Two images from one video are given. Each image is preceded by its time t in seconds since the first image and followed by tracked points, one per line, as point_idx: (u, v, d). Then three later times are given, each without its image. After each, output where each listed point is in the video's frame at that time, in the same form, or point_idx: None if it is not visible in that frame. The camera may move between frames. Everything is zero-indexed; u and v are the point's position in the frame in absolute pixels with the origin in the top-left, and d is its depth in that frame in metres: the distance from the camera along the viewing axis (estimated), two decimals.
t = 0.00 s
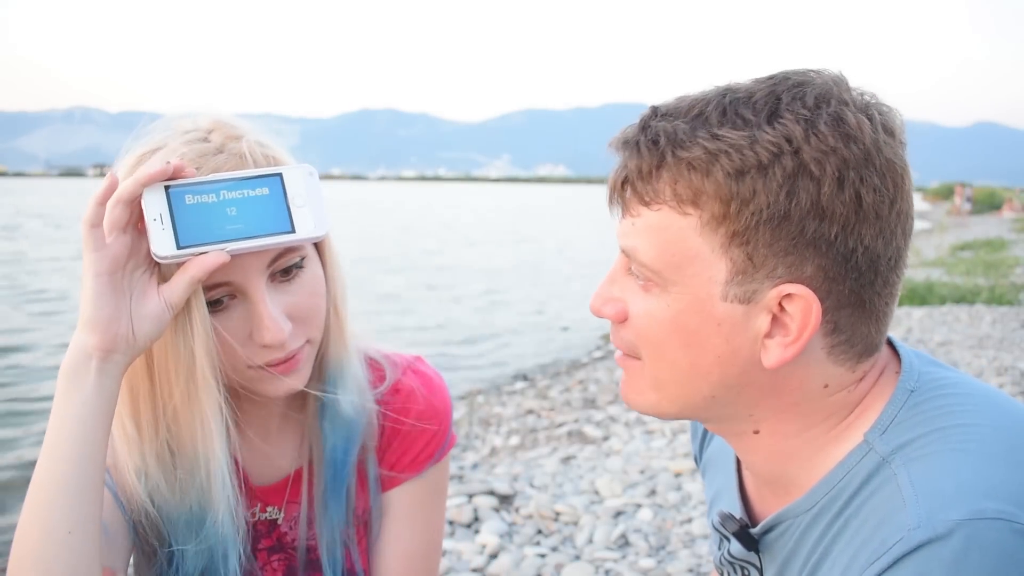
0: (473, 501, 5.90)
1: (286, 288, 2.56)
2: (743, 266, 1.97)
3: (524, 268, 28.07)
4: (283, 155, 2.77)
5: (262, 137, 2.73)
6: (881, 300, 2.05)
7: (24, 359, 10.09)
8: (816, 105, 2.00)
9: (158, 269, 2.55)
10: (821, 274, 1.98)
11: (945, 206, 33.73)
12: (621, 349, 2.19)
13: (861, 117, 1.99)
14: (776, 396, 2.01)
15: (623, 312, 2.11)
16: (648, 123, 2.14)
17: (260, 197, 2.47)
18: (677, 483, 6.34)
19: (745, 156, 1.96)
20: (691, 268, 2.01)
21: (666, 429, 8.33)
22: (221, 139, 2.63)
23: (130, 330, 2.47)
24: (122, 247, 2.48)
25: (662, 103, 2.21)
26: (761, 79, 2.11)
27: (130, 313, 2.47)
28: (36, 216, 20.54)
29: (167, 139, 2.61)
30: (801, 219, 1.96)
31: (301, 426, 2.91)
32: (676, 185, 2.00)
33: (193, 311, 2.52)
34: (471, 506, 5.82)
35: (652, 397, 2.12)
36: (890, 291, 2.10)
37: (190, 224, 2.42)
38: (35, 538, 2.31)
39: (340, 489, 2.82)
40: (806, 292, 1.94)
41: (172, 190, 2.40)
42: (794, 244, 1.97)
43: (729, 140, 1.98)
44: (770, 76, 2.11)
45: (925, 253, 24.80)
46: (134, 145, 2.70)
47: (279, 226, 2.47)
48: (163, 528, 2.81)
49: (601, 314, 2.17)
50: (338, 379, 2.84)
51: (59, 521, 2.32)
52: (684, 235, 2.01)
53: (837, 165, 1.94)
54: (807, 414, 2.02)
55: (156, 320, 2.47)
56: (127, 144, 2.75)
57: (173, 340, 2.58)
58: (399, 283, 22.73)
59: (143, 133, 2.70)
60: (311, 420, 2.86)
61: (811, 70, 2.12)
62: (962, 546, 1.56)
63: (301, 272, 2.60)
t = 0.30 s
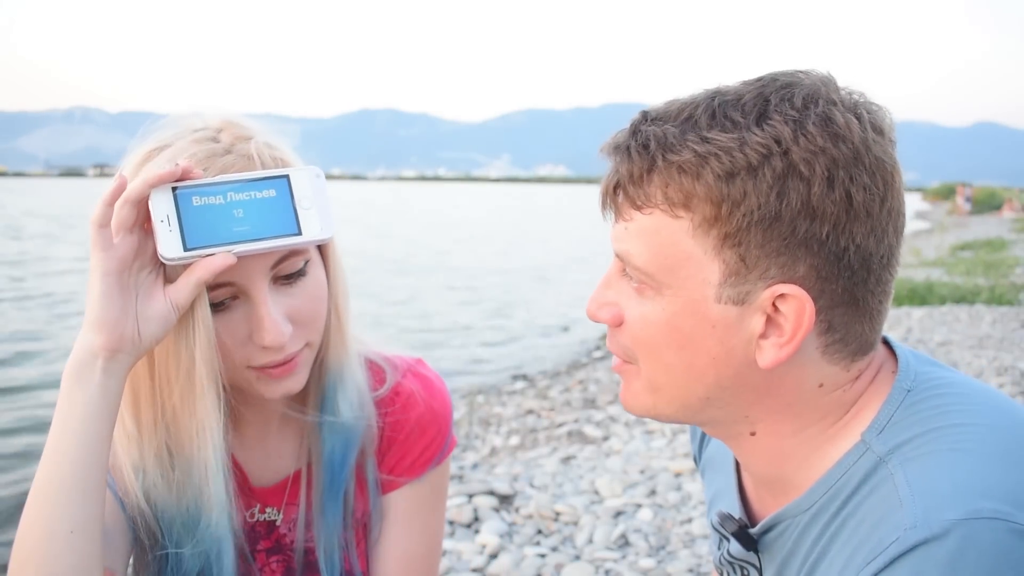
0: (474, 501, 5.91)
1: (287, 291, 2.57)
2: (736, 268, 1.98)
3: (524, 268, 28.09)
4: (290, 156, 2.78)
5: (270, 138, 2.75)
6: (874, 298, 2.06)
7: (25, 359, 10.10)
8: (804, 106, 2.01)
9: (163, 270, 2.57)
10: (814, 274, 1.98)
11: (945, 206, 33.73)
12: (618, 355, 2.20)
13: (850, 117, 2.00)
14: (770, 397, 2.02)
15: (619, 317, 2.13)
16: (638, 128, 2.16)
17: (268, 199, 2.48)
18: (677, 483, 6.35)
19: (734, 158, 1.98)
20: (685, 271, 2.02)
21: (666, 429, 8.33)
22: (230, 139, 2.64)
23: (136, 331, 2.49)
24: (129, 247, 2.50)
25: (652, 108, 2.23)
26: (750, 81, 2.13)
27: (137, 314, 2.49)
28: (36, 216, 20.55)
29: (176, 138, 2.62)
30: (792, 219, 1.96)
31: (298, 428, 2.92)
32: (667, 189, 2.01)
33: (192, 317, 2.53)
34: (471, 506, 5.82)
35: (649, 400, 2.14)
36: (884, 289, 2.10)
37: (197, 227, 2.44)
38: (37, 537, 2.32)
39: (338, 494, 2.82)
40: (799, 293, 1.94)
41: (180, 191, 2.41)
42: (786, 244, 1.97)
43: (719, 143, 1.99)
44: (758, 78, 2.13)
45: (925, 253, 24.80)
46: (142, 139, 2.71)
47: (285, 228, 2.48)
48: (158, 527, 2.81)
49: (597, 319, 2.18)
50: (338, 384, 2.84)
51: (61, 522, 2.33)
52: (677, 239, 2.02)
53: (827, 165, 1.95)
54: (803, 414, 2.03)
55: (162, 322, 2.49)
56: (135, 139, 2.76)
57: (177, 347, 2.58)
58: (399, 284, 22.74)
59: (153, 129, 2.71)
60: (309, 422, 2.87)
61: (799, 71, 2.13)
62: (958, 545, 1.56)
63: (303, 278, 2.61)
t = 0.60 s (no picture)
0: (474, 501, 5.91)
1: (286, 291, 2.57)
2: (735, 266, 1.98)
3: (524, 268, 28.09)
4: (293, 156, 2.77)
5: (274, 137, 2.75)
6: (873, 296, 2.06)
7: (25, 359, 10.12)
8: (802, 106, 2.02)
9: (160, 268, 2.57)
10: (813, 272, 1.99)
11: (945, 207, 33.74)
12: (616, 353, 2.20)
13: (847, 116, 2.01)
14: (770, 395, 2.02)
15: (618, 316, 2.13)
16: (637, 128, 2.16)
17: (263, 197, 2.48)
18: (677, 483, 6.35)
19: (732, 158, 1.99)
20: (684, 269, 2.02)
21: (666, 429, 8.34)
22: (232, 138, 2.64)
23: (133, 329, 2.50)
24: (126, 246, 2.51)
25: (651, 108, 2.23)
26: (747, 81, 2.14)
27: (134, 312, 2.50)
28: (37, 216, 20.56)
29: (178, 136, 2.63)
30: (790, 218, 1.97)
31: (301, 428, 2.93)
32: (666, 188, 2.02)
33: (192, 317, 2.54)
34: (471, 506, 5.83)
35: (648, 401, 2.13)
36: (882, 288, 2.11)
37: (193, 226, 2.44)
38: (37, 535, 2.32)
39: (339, 497, 2.82)
40: (798, 291, 1.95)
41: (175, 190, 2.42)
42: (784, 242, 1.98)
43: (717, 143, 2.00)
44: (756, 78, 2.14)
45: (925, 253, 24.80)
46: (147, 135, 2.72)
47: (282, 226, 2.48)
48: (157, 521, 2.83)
49: (596, 317, 2.18)
50: (339, 387, 2.83)
51: (60, 520, 2.33)
52: (677, 236, 2.03)
53: (824, 164, 1.96)
54: (802, 414, 2.03)
55: (159, 319, 2.49)
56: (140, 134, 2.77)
57: (176, 346, 2.60)
58: (399, 284, 22.75)
59: (158, 125, 2.72)
60: (311, 423, 2.87)
61: (796, 72, 2.14)
62: (957, 546, 1.57)
63: (301, 280, 2.61)
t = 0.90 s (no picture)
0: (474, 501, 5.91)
1: (289, 291, 2.57)
2: (739, 260, 1.98)
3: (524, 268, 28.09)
4: (296, 156, 2.77)
5: (277, 138, 2.75)
6: (875, 291, 2.07)
7: (25, 357, 10.13)
8: (805, 101, 2.03)
9: (164, 268, 2.58)
10: (816, 266, 1.99)
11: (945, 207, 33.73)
12: (620, 350, 2.20)
13: (850, 111, 2.02)
14: (774, 390, 2.03)
15: (621, 312, 2.13)
16: (641, 123, 2.17)
17: (267, 197, 2.49)
18: (677, 483, 6.35)
19: (736, 152, 2.00)
20: (688, 263, 2.02)
21: (666, 429, 8.34)
22: (236, 138, 2.64)
23: (137, 328, 2.50)
24: (130, 245, 2.51)
25: (655, 104, 2.24)
26: (751, 78, 2.15)
27: (137, 311, 2.50)
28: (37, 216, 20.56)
29: (182, 135, 2.63)
30: (794, 211, 1.98)
31: (304, 429, 2.93)
32: (670, 182, 2.02)
33: (196, 316, 2.54)
34: (471, 506, 5.83)
35: (652, 396, 2.13)
36: (884, 283, 2.11)
37: (197, 225, 2.45)
38: (38, 534, 2.32)
39: (344, 495, 2.83)
40: (802, 285, 1.95)
41: (180, 189, 2.43)
42: (788, 236, 1.98)
43: (722, 137, 2.01)
44: (759, 74, 2.14)
45: (925, 253, 24.81)
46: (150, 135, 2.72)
47: (286, 227, 2.48)
48: (158, 520, 2.83)
49: (600, 314, 2.18)
50: (343, 386, 2.83)
51: (61, 518, 2.33)
52: (681, 232, 2.03)
53: (828, 158, 1.96)
54: (804, 410, 2.03)
55: (162, 319, 2.50)
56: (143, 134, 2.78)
57: (179, 347, 2.60)
58: (399, 284, 22.75)
59: (161, 125, 2.72)
60: (313, 422, 2.87)
61: (799, 68, 2.15)
62: (960, 546, 1.57)
63: (304, 278, 2.61)
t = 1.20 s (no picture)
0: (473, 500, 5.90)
1: (293, 288, 2.56)
2: (755, 238, 1.98)
3: (524, 268, 28.06)
4: (298, 156, 2.75)
5: (279, 137, 2.72)
6: (885, 273, 2.08)
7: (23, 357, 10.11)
8: (823, 83, 2.04)
9: (171, 264, 2.56)
10: (831, 246, 1.99)
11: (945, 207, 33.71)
12: (629, 330, 2.16)
13: (865, 94, 2.05)
14: (783, 372, 2.01)
15: (632, 292, 2.11)
16: (658, 103, 2.17)
17: (274, 194, 2.48)
18: (677, 483, 6.33)
19: (756, 130, 1.99)
20: (703, 242, 2.01)
21: (666, 429, 8.32)
22: (239, 136, 2.62)
23: (143, 325, 2.48)
24: (137, 242, 2.49)
25: (669, 87, 2.25)
26: (766, 62, 2.16)
27: (144, 308, 2.48)
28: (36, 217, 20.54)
29: (184, 135, 2.62)
30: (811, 190, 1.98)
31: (305, 427, 2.91)
32: (688, 160, 2.01)
33: (202, 311, 2.51)
34: (470, 505, 5.81)
35: (661, 376, 2.11)
36: (892, 268, 2.13)
37: (203, 222, 2.43)
38: (41, 533, 2.30)
39: (347, 494, 2.81)
40: (816, 262, 1.96)
41: (187, 186, 2.42)
42: (805, 214, 1.99)
43: (741, 115, 2.01)
44: (774, 59, 2.16)
45: (925, 253, 24.80)
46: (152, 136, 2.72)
47: (293, 224, 2.48)
48: (162, 521, 2.82)
49: (609, 295, 2.16)
50: (346, 384, 2.82)
51: (65, 517, 2.32)
52: (696, 213, 2.01)
53: (845, 139, 1.98)
54: (812, 395, 2.02)
55: (169, 316, 2.48)
56: (145, 137, 2.78)
57: (184, 343, 2.58)
58: (399, 284, 22.73)
59: (163, 126, 2.71)
60: (316, 420, 2.85)
61: (813, 54, 2.17)
62: (970, 545, 1.57)
63: (311, 272, 2.60)
